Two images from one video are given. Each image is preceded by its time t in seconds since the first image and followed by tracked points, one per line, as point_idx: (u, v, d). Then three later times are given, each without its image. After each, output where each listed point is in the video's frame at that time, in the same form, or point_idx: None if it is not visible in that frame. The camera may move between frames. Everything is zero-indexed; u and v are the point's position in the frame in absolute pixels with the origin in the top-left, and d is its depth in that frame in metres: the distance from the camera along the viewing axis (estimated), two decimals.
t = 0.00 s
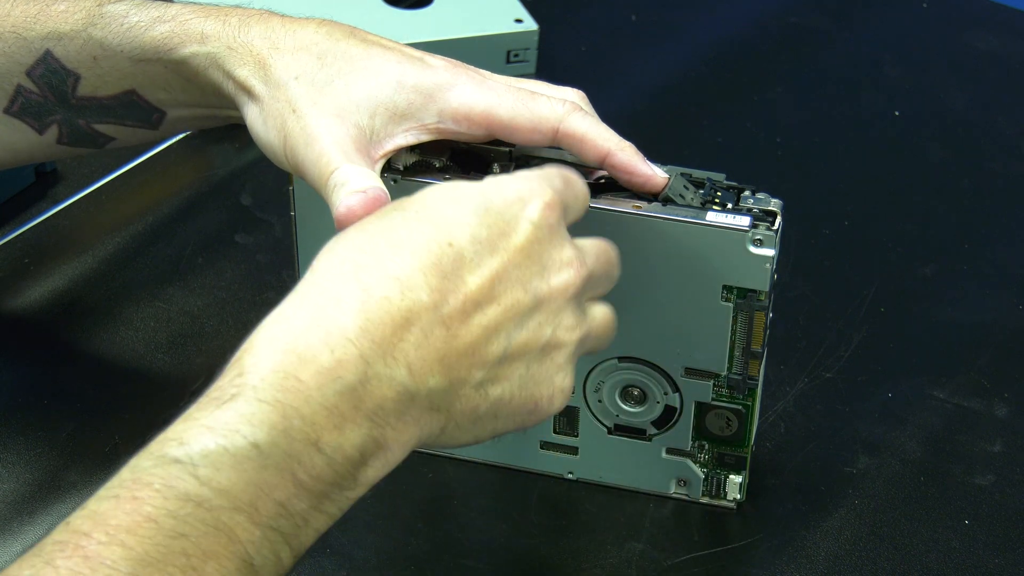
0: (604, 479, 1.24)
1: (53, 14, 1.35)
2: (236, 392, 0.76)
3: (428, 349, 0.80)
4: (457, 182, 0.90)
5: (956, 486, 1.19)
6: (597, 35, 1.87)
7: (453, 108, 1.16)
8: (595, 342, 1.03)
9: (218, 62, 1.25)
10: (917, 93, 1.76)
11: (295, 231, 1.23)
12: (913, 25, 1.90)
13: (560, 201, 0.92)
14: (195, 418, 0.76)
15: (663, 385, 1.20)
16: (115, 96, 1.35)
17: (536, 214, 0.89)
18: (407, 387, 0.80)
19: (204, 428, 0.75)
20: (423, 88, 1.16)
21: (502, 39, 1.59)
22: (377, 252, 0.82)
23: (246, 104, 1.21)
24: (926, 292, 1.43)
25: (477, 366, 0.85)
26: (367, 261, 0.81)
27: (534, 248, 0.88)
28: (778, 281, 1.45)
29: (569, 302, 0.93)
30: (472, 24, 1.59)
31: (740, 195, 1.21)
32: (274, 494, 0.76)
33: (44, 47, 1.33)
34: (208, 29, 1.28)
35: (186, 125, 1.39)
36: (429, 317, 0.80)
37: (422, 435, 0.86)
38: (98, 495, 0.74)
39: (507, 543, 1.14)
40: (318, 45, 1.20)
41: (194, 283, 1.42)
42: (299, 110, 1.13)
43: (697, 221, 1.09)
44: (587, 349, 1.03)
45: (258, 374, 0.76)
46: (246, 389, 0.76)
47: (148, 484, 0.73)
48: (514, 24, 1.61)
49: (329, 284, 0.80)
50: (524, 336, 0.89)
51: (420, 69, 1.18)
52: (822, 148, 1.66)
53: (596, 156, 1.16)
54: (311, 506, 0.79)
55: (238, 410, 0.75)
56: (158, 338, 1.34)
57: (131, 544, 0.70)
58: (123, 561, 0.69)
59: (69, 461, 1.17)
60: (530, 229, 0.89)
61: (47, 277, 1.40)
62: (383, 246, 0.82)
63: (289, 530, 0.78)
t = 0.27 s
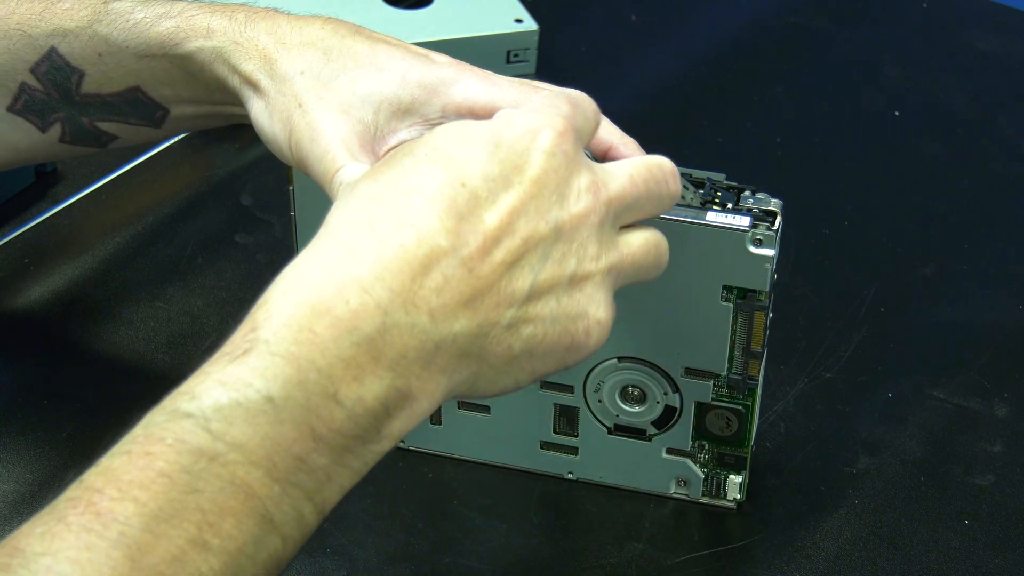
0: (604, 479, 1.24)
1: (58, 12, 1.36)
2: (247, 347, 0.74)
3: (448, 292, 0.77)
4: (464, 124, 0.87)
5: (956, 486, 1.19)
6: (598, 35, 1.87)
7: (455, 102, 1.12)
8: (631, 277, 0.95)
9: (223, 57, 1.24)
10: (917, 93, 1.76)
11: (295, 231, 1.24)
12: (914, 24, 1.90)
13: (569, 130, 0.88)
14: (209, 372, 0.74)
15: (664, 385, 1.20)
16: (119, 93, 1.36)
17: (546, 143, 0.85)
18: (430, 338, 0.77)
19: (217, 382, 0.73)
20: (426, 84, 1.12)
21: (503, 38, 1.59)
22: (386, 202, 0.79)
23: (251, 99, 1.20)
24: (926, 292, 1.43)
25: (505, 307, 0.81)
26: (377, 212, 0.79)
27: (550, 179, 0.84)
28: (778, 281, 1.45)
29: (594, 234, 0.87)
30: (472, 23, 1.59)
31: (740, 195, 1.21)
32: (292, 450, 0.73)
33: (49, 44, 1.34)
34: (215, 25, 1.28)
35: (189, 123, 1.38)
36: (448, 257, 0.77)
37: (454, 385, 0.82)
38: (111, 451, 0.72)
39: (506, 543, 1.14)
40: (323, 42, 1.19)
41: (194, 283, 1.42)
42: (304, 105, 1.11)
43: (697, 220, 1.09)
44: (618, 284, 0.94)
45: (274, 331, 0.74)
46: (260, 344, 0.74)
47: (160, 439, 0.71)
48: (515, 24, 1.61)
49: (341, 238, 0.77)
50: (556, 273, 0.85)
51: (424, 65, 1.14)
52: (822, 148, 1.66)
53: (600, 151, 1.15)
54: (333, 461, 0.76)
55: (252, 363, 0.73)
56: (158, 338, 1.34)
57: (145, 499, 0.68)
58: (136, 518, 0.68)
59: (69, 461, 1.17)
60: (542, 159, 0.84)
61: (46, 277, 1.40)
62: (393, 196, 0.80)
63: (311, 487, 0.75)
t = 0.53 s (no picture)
0: (604, 479, 1.24)
1: (63, 8, 1.35)
2: (278, 317, 0.78)
3: (476, 265, 0.81)
4: (502, 105, 0.91)
5: (956, 486, 1.19)
6: (597, 34, 1.87)
7: (459, 97, 1.13)
8: (674, 250, 0.95)
9: (229, 52, 1.26)
10: (917, 93, 1.76)
11: (295, 229, 1.23)
12: (913, 24, 1.90)
13: (607, 104, 0.91)
14: (240, 343, 0.78)
15: (663, 385, 1.20)
16: (123, 89, 1.36)
17: (581, 119, 0.89)
18: (460, 311, 0.80)
19: (248, 351, 0.77)
20: (428, 82, 1.13)
21: (503, 38, 1.59)
22: (419, 181, 0.84)
23: (254, 95, 1.21)
24: (925, 292, 1.43)
25: (537, 281, 0.84)
26: (411, 190, 0.83)
27: (584, 153, 0.87)
28: (778, 281, 1.45)
29: (631, 206, 0.90)
30: (473, 23, 1.59)
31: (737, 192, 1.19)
32: (322, 418, 0.76)
33: (54, 40, 1.34)
34: (221, 20, 1.29)
35: (191, 120, 1.39)
36: (478, 233, 0.81)
37: (488, 360, 0.85)
38: (145, 419, 0.75)
39: (506, 543, 1.15)
40: (329, 39, 1.20)
41: (194, 282, 1.42)
42: (309, 102, 1.13)
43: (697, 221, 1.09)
44: (660, 256, 0.95)
45: (305, 303, 0.78)
46: (289, 314, 0.78)
47: (192, 406, 0.74)
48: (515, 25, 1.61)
49: (376, 215, 0.82)
50: (588, 248, 0.87)
51: (427, 61, 1.15)
52: (822, 147, 1.66)
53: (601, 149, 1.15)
54: (363, 433, 0.78)
55: (282, 333, 0.77)
56: (159, 338, 1.34)
57: (176, 466, 0.72)
58: (168, 482, 0.71)
59: (69, 461, 1.18)
60: (576, 134, 0.88)
61: (46, 277, 1.40)
62: (427, 175, 0.84)
63: (341, 458, 0.78)
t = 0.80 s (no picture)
0: (604, 479, 1.24)
1: (73, 3, 1.37)
2: (282, 308, 0.78)
3: (477, 255, 0.81)
4: (496, 97, 0.91)
5: (956, 486, 1.19)
6: (598, 34, 1.87)
7: (466, 88, 1.13)
8: (674, 231, 0.96)
9: (239, 44, 1.28)
10: (917, 93, 1.76)
11: (296, 230, 1.23)
12: (914, 23, 1.90)
13: (600, 95, 0.91)
14: (245, 334, 0.78)
15: (663, 384, 1.20)
16: (132, 84, 1.38)
17: (575, 110, 0.89)
18: (463, 302, 0.81)
19: (253, 340, 0.76)
20: (436, 74, 1.14)
21: (504, 37, 1.59)
22: (418, 175, 0.84)
23: (263, 87, 1.23)
24: (925, 292, 1.43)
25: (538, 270, 0.85)
26: (411, 184, 0.83)
27: (579, 144, 0.88)
28: (778, 280, 1.45)
29: (628, 195, 0.90)
30: (474, 23, 1.59)
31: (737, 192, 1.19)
32: (326, 407, 0.76)
33: (64, 35, 1.36)
34: (231, 14, 1.32)
35: (199, 116, 1.42)
36: (479, 224, 0.81)
37: (491, 350, 0.86)
38: (152, 408, 0.74)
39: (508, 542, 1.15)
40: (337, 33, 1.22)
41: (193, 282, 1.42)
42: (318, 95, 1.15)
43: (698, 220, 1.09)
44: (659, 239, 0.96)
45: (310, 294, 0.78)
46: (294, 305, 0.78)
47: (198, 396, 0.74)
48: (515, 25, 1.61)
49: (377, 209, 0.82)
50: (587, 236, 0.88)
51: (434, 55, 1.16)
52: (822, 147, 1.66)
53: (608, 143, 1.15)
54: (368, 423, 0.78)
55: (287, 324, 0.77)
56: (159, 338, 1.34)
57: (183, 453, 0.71)
58: (175, 469, 0.70)
59: (69, 461, 1.18)
60: (571, 125, 0.88)
61: (45, 277, 1.40)
62: (426, 169, 0.84)
63: (345, 446, 0.77)
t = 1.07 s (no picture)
0: (604, 479, 1.24)
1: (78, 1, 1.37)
2: (308, 316, 0.79)
3: (502, 265, 0.82)
4: (513, 98, 0.91)
5: (955, 485, 1.19)
6: (598, 33, 1.87)
7: (470, 82, 1.14)
8: (693, 223, 0.95)
9: (244, 40, 1.29)
10: (917, 93, 1.76)
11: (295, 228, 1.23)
12: (913, 23, 1.90)
13: (612, 99, 0.91)
14: (273, 337, 0.79)
15: (663, 384, 1.20)
16: (137, 82, 1.39)
17: (591, 114, 0.89)
18: (490, 313, 0.82)
19: (278, 345, 0.77)
20: (439, 69, 1.15)
21: (503, 37, 1.59)
22: (440, 186, 0.85)
23: (268, 84, 1.24)
24: (925, 291, 1.43)
25: (562, 275, 0.85)
26: (434, 195, 0.84)
27: (595, 150, 0.88)
28: (778, 279, 1.45)
29: (647, 196, 0.90)
30: (474, 23, 1.60)
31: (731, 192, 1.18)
32: (350, 413, 0.77)
33: (69, 33, 1.36)
34: (237, 11, 1.32)
35: (203, 113, 1.43)
36: (502, 233, 0.82)
37: (520, 359, 0.87)
38: (175, 409, 0.75)
39: (508, 542, 1.15)
40: (341, 30, 1.23)
41: (193, 282, 1.42)
42: (323, 92, 1.16)
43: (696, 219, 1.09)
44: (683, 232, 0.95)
45: (335, 302, 0.79)
46: (319, 313, 0.79)
47: (221, 397, 0.75)
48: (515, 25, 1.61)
49: (403, 218, 0.83)
50: (607, 239, 0.88)
51: (439, 50, 1.17)
52: (822, 146, 1.66)
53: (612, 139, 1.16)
54: (392, 429, 0.79)
55: (314, 332, 0.77)
56: (158, 338, 1.34)
57: (205, 453, 0.72)
58: (196, 468, 0.71)
59: (68, 461, 1.18)
60: (588, 131, 0.88)
61: (46, 277, 1.40)
62: (447, 179, 0.85)
63: (370, 454, 0.78)
